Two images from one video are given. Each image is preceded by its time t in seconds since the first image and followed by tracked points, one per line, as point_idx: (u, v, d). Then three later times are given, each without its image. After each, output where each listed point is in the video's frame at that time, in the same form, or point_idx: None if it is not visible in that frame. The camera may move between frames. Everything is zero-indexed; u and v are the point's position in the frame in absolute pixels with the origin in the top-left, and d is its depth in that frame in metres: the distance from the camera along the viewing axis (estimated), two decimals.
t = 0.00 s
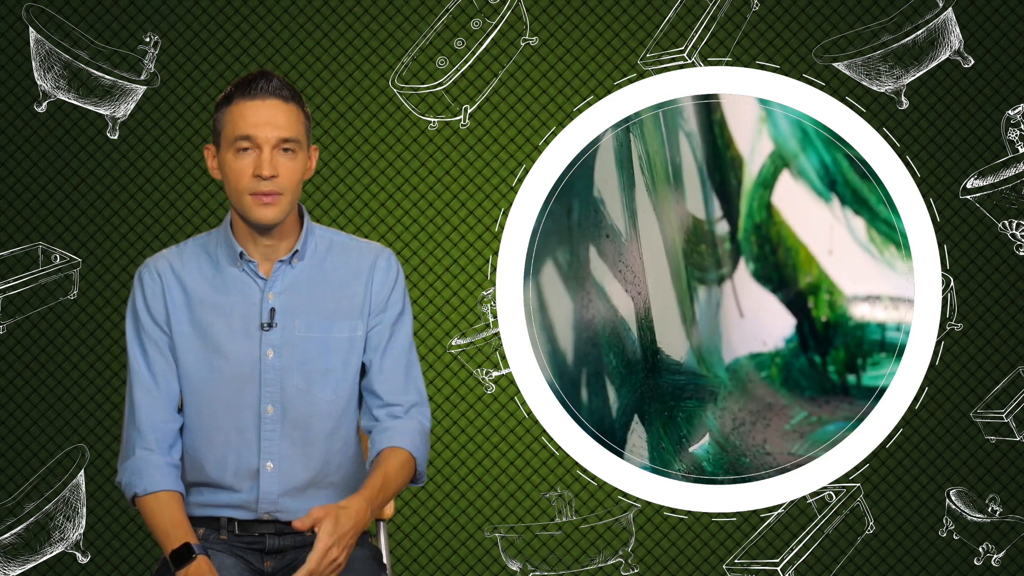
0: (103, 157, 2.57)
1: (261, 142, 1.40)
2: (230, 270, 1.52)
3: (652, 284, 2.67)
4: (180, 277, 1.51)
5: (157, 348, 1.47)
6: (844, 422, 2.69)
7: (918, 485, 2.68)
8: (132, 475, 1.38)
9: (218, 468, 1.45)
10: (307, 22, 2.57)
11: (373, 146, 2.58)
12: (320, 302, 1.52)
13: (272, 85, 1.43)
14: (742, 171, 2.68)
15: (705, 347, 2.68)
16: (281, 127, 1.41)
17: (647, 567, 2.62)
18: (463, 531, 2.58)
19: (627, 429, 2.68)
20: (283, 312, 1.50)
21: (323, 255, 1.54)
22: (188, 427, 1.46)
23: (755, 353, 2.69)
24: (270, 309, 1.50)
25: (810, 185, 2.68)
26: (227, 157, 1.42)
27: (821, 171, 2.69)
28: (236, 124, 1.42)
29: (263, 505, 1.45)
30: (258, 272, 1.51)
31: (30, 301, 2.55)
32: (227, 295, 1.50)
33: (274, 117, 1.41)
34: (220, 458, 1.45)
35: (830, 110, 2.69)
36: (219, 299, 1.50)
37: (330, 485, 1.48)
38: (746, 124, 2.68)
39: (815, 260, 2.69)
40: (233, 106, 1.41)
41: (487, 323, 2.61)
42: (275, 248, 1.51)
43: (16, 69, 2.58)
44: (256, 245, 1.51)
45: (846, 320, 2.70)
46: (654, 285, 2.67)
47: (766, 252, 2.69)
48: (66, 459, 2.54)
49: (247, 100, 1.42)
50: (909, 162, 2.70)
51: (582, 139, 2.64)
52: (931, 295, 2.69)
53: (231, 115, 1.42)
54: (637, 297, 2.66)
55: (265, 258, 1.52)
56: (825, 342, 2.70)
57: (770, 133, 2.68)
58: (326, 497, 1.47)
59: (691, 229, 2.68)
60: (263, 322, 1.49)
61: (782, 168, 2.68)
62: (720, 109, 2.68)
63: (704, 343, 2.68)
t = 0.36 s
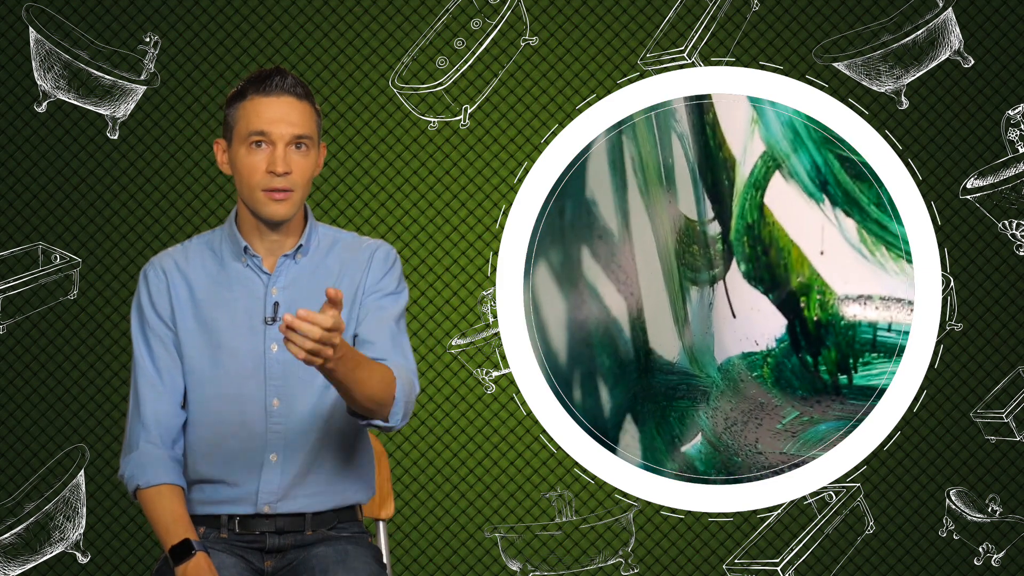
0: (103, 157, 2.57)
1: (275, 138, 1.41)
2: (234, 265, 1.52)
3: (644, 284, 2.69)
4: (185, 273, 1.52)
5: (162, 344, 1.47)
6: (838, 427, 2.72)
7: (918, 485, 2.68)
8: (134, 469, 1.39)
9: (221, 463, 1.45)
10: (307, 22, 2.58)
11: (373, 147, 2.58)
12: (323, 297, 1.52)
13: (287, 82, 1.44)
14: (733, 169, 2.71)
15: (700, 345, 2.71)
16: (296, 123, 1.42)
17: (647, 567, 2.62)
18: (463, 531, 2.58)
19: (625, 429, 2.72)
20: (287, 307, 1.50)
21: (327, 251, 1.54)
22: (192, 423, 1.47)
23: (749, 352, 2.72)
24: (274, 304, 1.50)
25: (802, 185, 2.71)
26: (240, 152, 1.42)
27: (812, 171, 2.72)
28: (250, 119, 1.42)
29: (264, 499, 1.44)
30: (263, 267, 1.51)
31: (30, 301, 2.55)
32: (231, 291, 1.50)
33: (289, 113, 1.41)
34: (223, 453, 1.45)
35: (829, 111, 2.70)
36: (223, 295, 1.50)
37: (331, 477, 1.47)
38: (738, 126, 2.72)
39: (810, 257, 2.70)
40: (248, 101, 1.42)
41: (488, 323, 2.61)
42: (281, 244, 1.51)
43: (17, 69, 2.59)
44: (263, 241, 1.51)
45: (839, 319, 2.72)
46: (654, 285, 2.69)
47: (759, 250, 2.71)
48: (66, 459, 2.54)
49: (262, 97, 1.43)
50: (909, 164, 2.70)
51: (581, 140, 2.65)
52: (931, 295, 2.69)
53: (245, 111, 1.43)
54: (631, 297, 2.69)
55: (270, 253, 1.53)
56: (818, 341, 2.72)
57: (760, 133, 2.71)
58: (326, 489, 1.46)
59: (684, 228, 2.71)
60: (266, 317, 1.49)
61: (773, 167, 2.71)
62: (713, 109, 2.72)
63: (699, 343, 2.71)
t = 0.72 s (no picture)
0: (103, 157, 2.57)
1: (263, 135, 1.41)
2: (231, 268, 1.52)
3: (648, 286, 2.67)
4: (181, 276, 1.51)
5: (158, 347, 1.47)
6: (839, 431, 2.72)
7: (918, 485, 2.68)
8: (131, 472, 1.39)
9: (219, 466, 1.45)
10: (307, 22, 2.57)
11: (373, 147, 2.58)
12: (320, 300, 1.52)
13: (271, 80, 1.44)
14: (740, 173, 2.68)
15: (699, 349, 2.72)
16: (283, 120, 1.42)
17: (647, 567, 2.62)
18: (463, 531, 2.58)
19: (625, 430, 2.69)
20: (283, 310, 1.50)
21: (324, 253, 1.55)
22: (189, 427, 1.47)
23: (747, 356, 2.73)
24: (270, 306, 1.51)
25: (804, 189, 2.72)
26: (229, 152, 1.42)
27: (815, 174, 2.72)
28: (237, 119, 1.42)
29: (263, 502, 1.44)
30: (260, 269, 1.52)
31: (30, 301, 2.55)
32: (229, 293, 1.51)
33: (275, 110, 1.41)
34: (221, 456, 1.45)
35: (829, 111, 2.70)
36: (220, 298, 1.50)
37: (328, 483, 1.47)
38: (740, 127, 2.68)
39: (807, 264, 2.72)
40: (233, 101, 1.42)
41: (487, 323, 2.61)
42: (276, 245, 1.52)
43: (16, 69, 2.58)
44: (256, 240, 1.51)
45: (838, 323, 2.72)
46: (654, 286, 2.68)
47: (759, 260, 2.72)
48: (66, 459, 2.54)
49: (247, 96, 1.43)
50: (911, 165, 2.71)
51: (581, 139, 2.63)
52: (931, 295, 2.70)
53: (232, 111, 1.43)
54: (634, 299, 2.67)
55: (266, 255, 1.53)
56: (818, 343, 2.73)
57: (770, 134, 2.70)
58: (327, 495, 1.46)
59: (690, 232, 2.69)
60: (264, 319, 1.49)
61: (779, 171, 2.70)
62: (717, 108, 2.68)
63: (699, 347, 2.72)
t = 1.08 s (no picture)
0: (103, 157, 2.57)
1: (260, 133, 1.41)
2: (231, 268, 1.52)
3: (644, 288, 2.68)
4: (181, 277, 1.51)
5: (158, 348, 1.47)
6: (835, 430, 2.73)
7: (918, 485, 2.68)
8: (132, 473, 1.39)
9: (220, 466, 1.45)
10: (307, 22, 2.57)
11: (373, 147, 2.58)
12: (321, 300, 1.52)
13: (267, 78, 1.44)
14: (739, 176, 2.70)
15: (697, 349, 2.72)
16: (279, 117, 1.42)
17: (647, 567, 2.62)
18: (463, 531, 2.58)
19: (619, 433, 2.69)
20: (284, 310, 1.50)
21: (324, 253, 1.55)
22: (190, 428, 1.46)
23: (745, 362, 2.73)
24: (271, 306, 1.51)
25: (802, 191, 2.72)
26: (226, 151, 1.43)
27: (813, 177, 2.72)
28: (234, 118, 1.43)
29: (264, 502, 1.44)
30: (259, 269, 1.52)
31: (30, 301, 2.55)
32: (228, 293, 1.51)
33: (271, 107, 1.42)
34: (222, 457, 1.45)
35: (829, 111, 2.70)
36: (220, 297, 1.50)
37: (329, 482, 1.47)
38: (738, 128, 2.70)
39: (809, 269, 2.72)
40: (230, 99, 1.42)
41: (488, 323, 2.61)
42: (276, 244, 1.52)
43: (16, 68, 2.58)
44: (255, 240, 1.51)
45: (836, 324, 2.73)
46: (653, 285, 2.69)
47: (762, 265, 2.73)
48: (66, 459, 2.54)
49: (243, 94, 1.43)
50: (913, 168, 2.70)
51: (581, 139, 2.64)
52: (931, 295, 2.70)
53: (229, 109, 1.43)
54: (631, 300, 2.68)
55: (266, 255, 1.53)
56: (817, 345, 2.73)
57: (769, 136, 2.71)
58: (330, 495, 1.47)
59: (690, 231, 2.69)
60: (264, 319, 1.49)
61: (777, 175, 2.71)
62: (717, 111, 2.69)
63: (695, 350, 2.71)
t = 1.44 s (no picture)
0: (103, 157, 2.56)
1: (275, 146, 1.43)
2: (234, 266, 1.52)
3: (640, 293, 2.74)
4: (185, 275, 1.52)
5: (161, 345, 1.47)
6: (834, 433, 2.75)
7: (918, 485, 2.68)
8: (133, 469, 1.38)
9: (222, 464, 1.45)
10: (307, 22, 2.57)
11: (373, 147, 2.58)
12: (322, 299, 1.53)
13: (286, 90, 1.46)
14: (730, 185, 2.79)
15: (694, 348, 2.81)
16: (296, 131, 1.45)
17: (647, 567, 2.62)
18: (463, 531, 2.58)
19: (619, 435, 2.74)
20: (286, 308, 1.51)
21: (326, 251, 1.55)
22: (192, 425, 1.46)
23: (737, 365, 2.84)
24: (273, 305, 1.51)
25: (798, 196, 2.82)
26: (240, 160, 1.45)
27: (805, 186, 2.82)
28: (249, 127, 1.45)
29: (264, 500, 1.44)
30: (263, 268, 1.52)
31: (30, 301, 2.55)
32: (232, 292, 1.51)
33: (288, 121, 1.44)
34: (223, 454, 1.45)
35: (829, 110, 2.72)
36: (223, 296, 1.51)
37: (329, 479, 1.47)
38: (736, 132, 2.79)
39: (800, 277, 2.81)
40: (246, 108, 1.44)
41: (487, 323, 2.61)
42: (280, 247, 1.52)
43: (17, 69, 2.58)
44: (262, 244, 1.51)
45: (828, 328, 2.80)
46: (653, 285, 2.75)
47: (754, 273, 2.83)
48: (66, 459, 2.54)
49: (261, 104, 1.45)
50: (914, 170, 2.71)
51: (582, 139, 2.65)
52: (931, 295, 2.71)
53: (243, 118, 1.45)
54: (627, 306, 2.74)
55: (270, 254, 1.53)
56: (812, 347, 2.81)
57: (761, 147, 2.81)
58: (331, 492, 1.47)
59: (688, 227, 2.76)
60: (266, 318, 1.50)
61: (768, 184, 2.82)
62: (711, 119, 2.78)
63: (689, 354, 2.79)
